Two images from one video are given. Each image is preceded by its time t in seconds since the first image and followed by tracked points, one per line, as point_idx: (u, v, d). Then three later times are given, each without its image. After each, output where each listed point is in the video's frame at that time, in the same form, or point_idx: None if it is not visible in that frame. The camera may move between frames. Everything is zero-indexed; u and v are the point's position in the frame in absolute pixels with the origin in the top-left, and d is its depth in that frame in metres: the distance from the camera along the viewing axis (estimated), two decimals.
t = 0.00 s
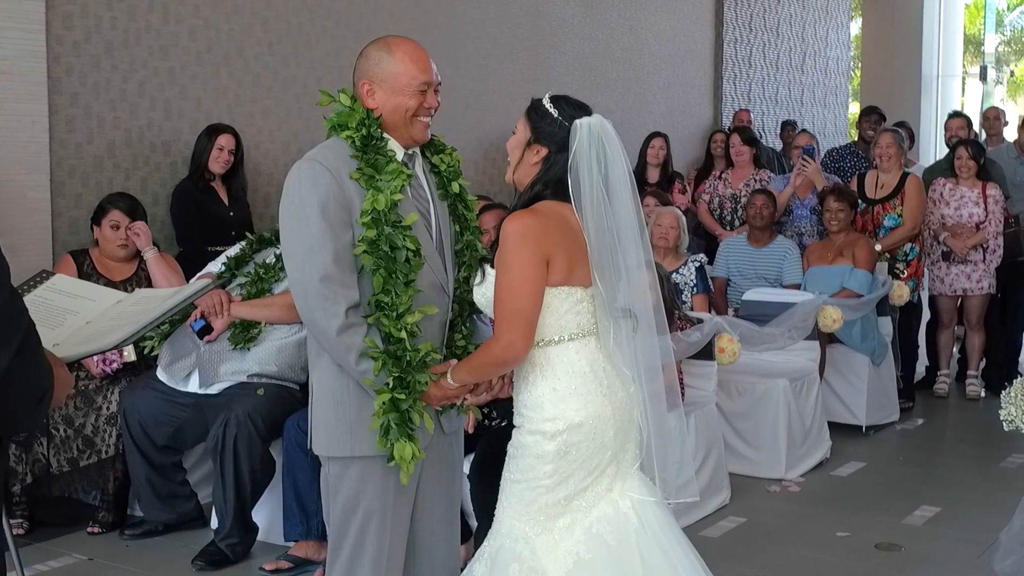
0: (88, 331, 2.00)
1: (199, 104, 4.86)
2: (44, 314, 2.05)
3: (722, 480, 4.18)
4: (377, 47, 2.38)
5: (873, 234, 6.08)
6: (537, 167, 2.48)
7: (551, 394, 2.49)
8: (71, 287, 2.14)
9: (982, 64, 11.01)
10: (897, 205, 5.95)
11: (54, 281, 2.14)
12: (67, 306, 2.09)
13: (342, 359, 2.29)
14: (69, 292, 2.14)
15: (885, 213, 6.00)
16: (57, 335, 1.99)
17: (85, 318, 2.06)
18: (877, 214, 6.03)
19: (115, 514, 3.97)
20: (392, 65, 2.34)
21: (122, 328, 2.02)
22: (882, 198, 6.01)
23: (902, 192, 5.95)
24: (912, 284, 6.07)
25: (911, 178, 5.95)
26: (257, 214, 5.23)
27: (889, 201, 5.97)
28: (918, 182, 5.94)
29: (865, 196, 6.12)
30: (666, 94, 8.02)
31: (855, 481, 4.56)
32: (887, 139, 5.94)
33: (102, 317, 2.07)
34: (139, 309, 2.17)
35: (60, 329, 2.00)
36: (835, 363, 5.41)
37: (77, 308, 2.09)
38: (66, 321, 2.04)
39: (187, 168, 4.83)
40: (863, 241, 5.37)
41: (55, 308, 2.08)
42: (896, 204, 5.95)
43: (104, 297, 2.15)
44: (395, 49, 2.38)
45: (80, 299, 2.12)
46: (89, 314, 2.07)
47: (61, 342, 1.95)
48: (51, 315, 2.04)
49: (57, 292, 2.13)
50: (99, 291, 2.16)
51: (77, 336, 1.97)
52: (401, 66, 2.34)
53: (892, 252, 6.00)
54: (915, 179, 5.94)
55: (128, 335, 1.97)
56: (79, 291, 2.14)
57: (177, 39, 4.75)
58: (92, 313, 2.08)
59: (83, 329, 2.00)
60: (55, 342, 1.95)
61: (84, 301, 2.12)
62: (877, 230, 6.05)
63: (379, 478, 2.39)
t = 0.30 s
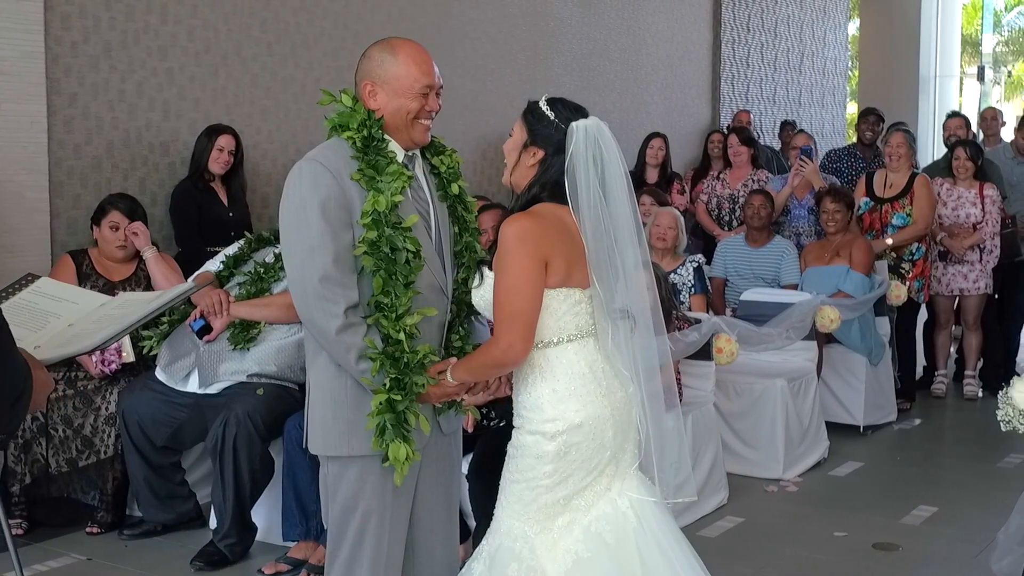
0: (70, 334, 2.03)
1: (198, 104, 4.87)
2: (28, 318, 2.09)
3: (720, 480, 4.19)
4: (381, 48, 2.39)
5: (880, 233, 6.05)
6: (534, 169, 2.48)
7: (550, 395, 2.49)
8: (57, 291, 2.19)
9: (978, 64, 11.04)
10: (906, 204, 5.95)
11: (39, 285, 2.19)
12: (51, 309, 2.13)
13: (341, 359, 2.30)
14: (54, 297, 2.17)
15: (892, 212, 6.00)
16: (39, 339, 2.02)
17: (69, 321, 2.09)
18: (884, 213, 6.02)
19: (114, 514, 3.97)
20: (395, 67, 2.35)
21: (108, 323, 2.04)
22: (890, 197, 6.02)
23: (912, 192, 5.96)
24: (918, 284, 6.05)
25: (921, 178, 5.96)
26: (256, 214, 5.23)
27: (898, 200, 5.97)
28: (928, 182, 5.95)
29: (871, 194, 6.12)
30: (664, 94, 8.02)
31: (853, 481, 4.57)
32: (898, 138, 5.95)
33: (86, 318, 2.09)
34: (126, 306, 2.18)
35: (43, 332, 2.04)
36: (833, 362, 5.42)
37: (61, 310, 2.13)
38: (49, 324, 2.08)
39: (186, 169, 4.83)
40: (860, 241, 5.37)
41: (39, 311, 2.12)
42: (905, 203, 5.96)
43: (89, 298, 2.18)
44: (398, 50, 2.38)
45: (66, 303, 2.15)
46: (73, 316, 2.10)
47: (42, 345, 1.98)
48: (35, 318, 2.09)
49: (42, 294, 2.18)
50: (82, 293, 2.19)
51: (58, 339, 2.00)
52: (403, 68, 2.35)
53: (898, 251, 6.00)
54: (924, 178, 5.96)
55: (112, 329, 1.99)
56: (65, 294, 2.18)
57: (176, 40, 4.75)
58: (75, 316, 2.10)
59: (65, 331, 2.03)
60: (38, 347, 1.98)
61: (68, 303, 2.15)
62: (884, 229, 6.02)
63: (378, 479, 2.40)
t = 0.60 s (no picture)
0: (43, 342, 2.06)
1: (192, 106, 4.87)
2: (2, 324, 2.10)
3: (713, 481, 4.19)
4: (376, 51, 2.39)
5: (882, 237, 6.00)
6: (525, 172, 2.48)
7: (543, 396, 2.50)
8: (31, 297, 2.19)
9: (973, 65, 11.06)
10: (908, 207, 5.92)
11: (13, 292, 2.18)
12: (25, 315, 2.13)
13: (335, 361, 2.30)
14: (28, 302, 2.18)
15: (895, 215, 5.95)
16: (12, 345, 2.05)
17: (42, 328, 2.10)
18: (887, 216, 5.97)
19: (108, 515, 3.98)
20: (390, 70, 2.36)
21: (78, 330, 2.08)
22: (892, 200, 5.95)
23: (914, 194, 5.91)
24: (918, 287, 6.07)
25: (922, 180, 5.92)
26: (250, 215, 5.24)
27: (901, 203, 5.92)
28: (930, 184, 5.92)
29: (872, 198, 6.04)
30: (659, 95, 8.03)
31: (846, 481, 4.57)
32: (900, 141, 5.89)
33: (59, 326, 2.11)
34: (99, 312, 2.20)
35: (16, 339, 2.06)
36: (827, 363, 5.42)
37: (35, 317, 2.14)
38: (22, 331, 2.09)
39: (181, 170, 4.84)
40: (855, 242, 5.37)
41: (13, 318, 2.13)
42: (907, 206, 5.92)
43: (63, 304, 2.18)
44: (393, 54, 2.39)
45: (39, 309, 2.16)
46: (46, 323, 2.11)
47: (13, 352, 2.02)
48: (9, 325, 2.09)
49: (18, 301, 2.18)
50: (57, 299, 2.20)
51: (30, 347, 2.04)
52: (398, 72, 2.36)
53: (901, 254, 6.00)
54: (926, 180, 5.92)
55: (84, 338, 2.04)
56: (40, 301, 2.18)
57: (171, 41, 4.75)
58: (48, 323, 2.12)
59: (38, 339, 2.06)
60: (9, 352, 2.01)
61: (42, 309, 2.16)
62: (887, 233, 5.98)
63: (370, 481, 2.41)
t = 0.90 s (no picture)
0: (14, 329, 2.07)
1: (183, 103, 4.86)
2: None
3: (704, 478, 4.18)
4: (366, 45, 2.38)
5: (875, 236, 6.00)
6: (510, 166, 2.48)
7: (530, 392, 2.48)
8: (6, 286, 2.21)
9: (966, 64, 11.08)
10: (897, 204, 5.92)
11: None
12: None
13: (321, 356, 2.29)
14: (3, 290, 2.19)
15: (886, 213, 5.94)
16: None
17: (15, 315, 2.11)
18: (878, 215, 5.97)
19: (98, 513, 3.97)
20: (381, 65, 2.35)
21: (49, 315, 2.09)
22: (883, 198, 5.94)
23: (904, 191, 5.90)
24: (914, 284, 6.03)
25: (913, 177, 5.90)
26: (241, 212, 5.23)
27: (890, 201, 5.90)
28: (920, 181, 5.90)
29: (865, 197, 6.02)
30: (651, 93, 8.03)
31: (838, 479, 4.57)
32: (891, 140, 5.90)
33: (31, 312, 2.12)
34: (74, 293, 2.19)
35: None
36: (819, 361, 5.42)
37: (9, 305, 2.15)
38: None
39: (171, 167, 4.83)
40: (847, 240, 5.38)
41: None
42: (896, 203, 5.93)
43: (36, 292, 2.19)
44: (384, 48, 2.38)
45: (14, 297, 2.17)
46: (19, 310, 2.12)
47: None
48: None
49: None
50: (31, 287, 2.21)
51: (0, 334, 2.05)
52: (389, 67, 2.35)
53: (896, 250, 5.97)
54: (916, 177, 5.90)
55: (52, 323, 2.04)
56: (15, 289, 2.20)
57: (162, 38, 4.75)
58: (20, 310, 2.12)
59: (9, 326, 2.07)
60: None
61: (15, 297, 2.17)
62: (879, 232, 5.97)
63: (356, 476, 2.39)
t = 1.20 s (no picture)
0: None
1: (175, 102, 4.86)
2: None
3: (696, 478, 4.18)
4: (357, 43, 2.37)
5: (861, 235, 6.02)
6: (496, 164, 2.47)
7: (516, 390, 2.48)
8: None
9: (960, 64, 11.10)
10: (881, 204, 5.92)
11: None
12: None
13: (307, 355, 2.29)
14: None
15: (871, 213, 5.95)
16: None
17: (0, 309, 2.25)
18: (864, 215, 5.98)
19: (88, 512, 3.95)
20: (371, 63, 2.33)
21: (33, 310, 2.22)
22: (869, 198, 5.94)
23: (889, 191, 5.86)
24: (902, 284, 6.03)
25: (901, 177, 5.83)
26: (233, 211, 5.22)
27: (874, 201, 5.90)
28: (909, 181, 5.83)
29: (854, 197, 6.06)
30: (645, 93, 8.03)
31: (830, 477, 4.57)
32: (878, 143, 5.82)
33: (16, 306, 2.26)
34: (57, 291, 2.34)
35: None
36: (812, 361, 5.42)
37: None
38: None
39: (163, 166, 4.82)
40: (839, 239, 5.37)
41: None
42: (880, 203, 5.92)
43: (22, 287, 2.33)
44: (374, 46, 2.37)
45: None
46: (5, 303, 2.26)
47: None
48: None
49: None
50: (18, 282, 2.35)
51: None
52: (380, 65, 2.33)
53: (883, 249, 5.97)
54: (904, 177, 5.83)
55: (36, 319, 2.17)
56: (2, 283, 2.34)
57: (153, 37, 4.74)
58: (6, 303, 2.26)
59: None
60: None
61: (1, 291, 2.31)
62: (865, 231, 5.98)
63: (343, 473, 2.39)
